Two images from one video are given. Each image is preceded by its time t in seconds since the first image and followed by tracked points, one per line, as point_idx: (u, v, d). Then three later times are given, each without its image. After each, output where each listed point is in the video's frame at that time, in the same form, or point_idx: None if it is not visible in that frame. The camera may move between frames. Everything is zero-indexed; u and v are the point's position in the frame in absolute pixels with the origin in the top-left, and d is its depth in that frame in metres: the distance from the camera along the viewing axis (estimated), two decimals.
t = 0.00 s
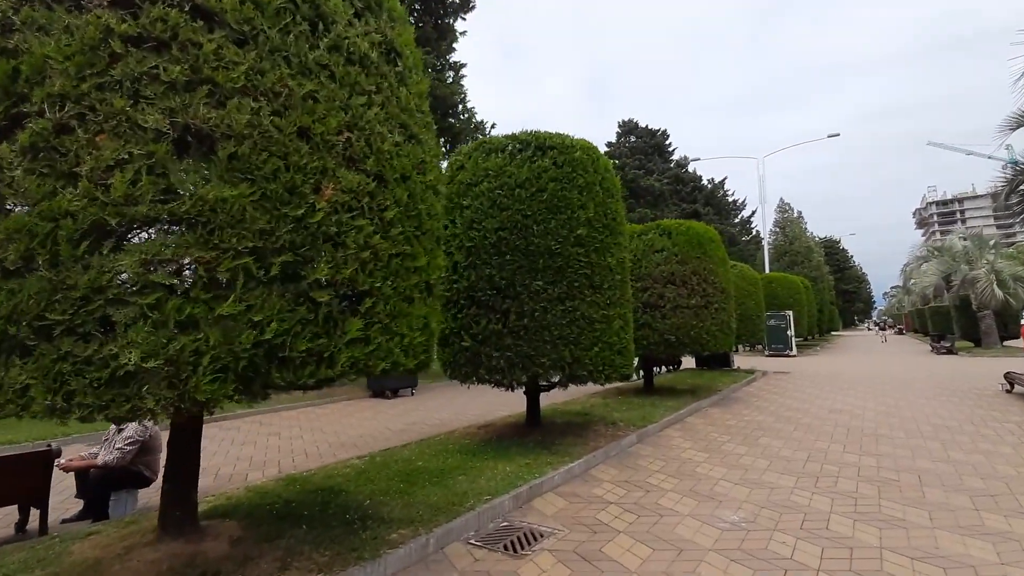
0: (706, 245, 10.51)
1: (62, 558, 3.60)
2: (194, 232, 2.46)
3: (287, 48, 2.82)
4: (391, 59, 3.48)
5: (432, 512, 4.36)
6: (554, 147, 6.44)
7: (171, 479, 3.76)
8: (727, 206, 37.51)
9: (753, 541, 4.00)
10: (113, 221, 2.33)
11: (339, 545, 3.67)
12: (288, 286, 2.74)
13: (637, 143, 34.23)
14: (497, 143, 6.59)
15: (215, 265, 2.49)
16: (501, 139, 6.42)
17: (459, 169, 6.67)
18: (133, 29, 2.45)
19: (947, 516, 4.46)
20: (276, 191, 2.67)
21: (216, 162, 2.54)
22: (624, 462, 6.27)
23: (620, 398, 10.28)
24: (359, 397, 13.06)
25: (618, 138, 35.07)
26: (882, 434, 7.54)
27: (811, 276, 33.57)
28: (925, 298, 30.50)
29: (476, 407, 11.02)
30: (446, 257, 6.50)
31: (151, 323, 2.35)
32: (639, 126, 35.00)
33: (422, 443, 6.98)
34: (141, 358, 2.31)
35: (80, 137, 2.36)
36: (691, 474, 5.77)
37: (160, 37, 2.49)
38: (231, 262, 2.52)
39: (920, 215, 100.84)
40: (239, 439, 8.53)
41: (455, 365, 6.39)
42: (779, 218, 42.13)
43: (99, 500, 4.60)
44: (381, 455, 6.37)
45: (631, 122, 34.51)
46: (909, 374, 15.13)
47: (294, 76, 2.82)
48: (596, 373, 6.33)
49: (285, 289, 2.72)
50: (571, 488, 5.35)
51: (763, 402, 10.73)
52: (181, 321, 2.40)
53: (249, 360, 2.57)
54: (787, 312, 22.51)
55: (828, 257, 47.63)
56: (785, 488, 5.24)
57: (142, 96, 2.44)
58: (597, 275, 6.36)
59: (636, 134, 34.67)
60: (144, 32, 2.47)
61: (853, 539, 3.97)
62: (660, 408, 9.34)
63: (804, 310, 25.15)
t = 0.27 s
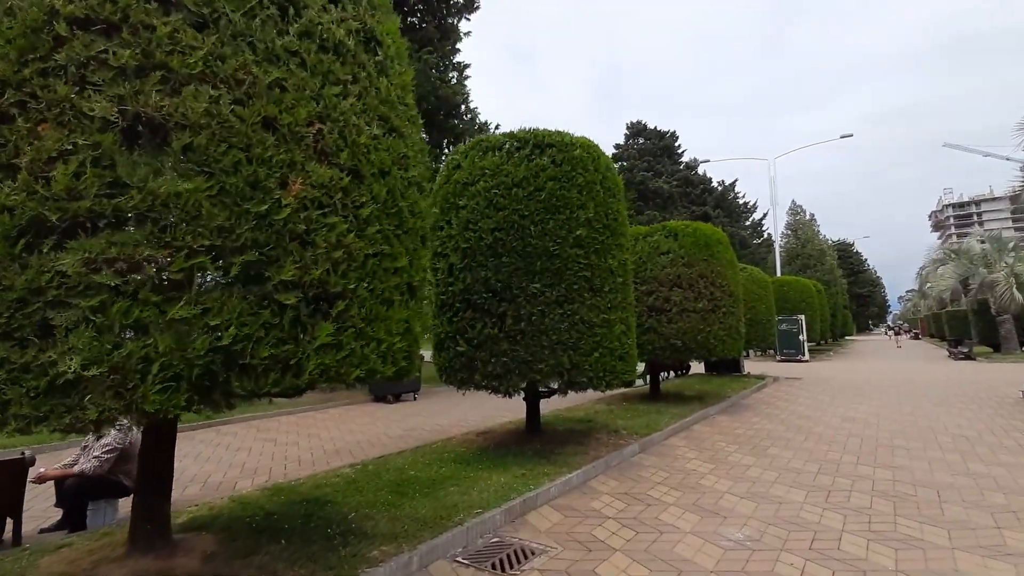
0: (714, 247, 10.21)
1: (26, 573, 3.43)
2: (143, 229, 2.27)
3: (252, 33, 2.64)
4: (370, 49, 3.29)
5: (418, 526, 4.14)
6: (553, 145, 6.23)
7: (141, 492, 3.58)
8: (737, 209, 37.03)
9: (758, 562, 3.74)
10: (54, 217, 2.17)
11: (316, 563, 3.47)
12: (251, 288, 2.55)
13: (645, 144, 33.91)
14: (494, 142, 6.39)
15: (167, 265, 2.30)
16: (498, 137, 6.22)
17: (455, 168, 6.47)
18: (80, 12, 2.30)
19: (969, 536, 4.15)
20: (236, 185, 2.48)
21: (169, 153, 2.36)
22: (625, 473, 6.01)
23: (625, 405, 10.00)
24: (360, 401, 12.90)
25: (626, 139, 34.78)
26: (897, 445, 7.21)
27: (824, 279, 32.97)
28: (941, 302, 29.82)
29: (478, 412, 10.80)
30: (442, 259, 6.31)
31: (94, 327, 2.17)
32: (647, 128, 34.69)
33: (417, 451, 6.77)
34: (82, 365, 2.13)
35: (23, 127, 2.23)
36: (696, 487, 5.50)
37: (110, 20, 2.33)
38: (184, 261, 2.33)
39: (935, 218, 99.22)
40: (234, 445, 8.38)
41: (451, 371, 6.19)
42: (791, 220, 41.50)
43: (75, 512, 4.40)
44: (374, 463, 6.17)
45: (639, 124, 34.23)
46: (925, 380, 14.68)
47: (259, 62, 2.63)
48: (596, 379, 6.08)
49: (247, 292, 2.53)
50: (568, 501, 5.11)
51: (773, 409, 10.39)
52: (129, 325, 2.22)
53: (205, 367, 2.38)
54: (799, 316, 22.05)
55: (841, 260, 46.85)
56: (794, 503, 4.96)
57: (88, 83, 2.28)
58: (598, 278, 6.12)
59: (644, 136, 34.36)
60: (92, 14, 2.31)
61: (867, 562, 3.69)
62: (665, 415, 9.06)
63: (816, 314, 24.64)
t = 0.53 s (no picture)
0: (717, 248, 9.97)
1: None
2: (79, 221, 2.13)
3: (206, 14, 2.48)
4: (341, 35, 3.11)
5: (399, 538, 3.94)
6: (546, 142, 6.04)
7: (105, 501, 3.41)
8: (742, 210, 36.69)
9: None
10: None
11: None
12: (202, 286, 2.38)
13: (649, 146, 33.69)
14: (486, 138, 6.20)
15: (106, 261, 2.15)
16: (490, 134, 6.04)
17: (446, 165, 6.29)
18: None
19: (981, 553, 3.92)
20: (186, 175, 2.31)
21: (110, 141, 2.20)
22: (621, 480, 5.79)
23: (624, 409, 9.78)
24: (358, 404, 12.73)
25: (630, 141, 34.57)
26: (906, 452, 6.95)
27: (831, 282, 32.58)
28: (950, 304, 29.36)
29: (475, 416, 10.60)
30: (432, 259, 6.13)
31: (24, 327, 2.04)
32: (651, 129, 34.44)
33: (407, 457, 6.57)
34: (10, 366, 2.01)
35: None
36: (694, 496, 5.28)
37: None
38: (125, 255, 2.17)
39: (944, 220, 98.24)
40: (225, 450, 8.22)
41: (441, 375, 6.00)
42: (797, 222, 41.11)
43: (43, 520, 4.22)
44: (362, 469, 5.98)
45: (643, 125, 34.00)
46: (934, 384, 14.35)
47: (214, 45, 2.47)
48: (591, 384, 5.87)
49: (198, 290, 2.36)
50: (560, 511, 4.90)
51: (777, 413, 10.13)
52: (62, 326, 2.08)
53: (147, 372, 2.21)
54: (805, 319, 21.73)
55: (848, 262, 46.37)
56: (797, 515, 4.73)
57: (23, 65, 2.14)
58: (593, 279, 5.90)
59: (648, 137, 34.15)
60: None
61: None
62: (666, 420, 8.82)
63: (823, 317, 24.28)
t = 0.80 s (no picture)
0: (719, 249, 9.72)
1: None
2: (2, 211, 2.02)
3: None
4: (306, 19, 2.95)
5: (375, 551, 3.73)
6: (539, 138, 5.85)
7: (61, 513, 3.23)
8: (749, 212, 36.28)
9: None
10: None
11: None
12: (143, 284, 2.22)
13: (654, 147, 33.42)
14: (477, 135, 6.02)
15: (31, 255, 2.03)
16: (481, 130, 5.86)
17: (436, 163, 6.12)
18: None
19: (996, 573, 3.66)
20: (123, 162, 2.17)
21: (39, 128, 2.09)
22: (616, 489, 5.56)
23: (624, 414, 9.54)
24: (355, 407, 12.56)
25: (634, 142, 34.32)
26: (915, 461, 6.67)
27: (839, 284, 32.11)
28: (962, 307, 28.83)
29: (472, 420, 10.39)
30: (422, 259, 5.95)
31: None
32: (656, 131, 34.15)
33: (397, 463, 6.38)
34: None
35: None
36: (691, 507, 5.04)
37: None
38: (52, 248, 2.05)
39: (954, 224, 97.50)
40: (215, 454, 8.06)
41: (430, 379, 5.79)
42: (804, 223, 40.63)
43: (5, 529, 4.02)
44: (347, 476, 5.79)
45: (648, 126, 33.73)
46: (945, 388, 13.98)
47: (157, 25, 2.34)
48: (585, 389, 5.64)
49: (138, 289, 2.20)
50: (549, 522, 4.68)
51: (782, 419, 9.85)
52: None
53: (78, 376, 2.06)
54: (812, 321, 21.35)
55: (856, 265, 45.83)
56: (799, 529, 4.49)
57: None
58: (587, 280, 5.68)
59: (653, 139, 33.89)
60: None
61: None
62: (666, 425, 8.57)
63: (831, 320, 23.87)
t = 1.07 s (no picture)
0: (723, 248, 9.49)
1: None
2: None
3: None
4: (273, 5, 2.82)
5: (356, 565, 3.56)
6: (533, 135, 5.67)
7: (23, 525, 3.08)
8: (756, 212, 35.88)
9: None
10: None
11: None
12: (85, 285, 2.08)
13: (659, 147, 33.13)
14: (471, 131, 5.85)
15: None
16: (473, 127, 5.69)
17: (429, 161, 5.95)
18: None
19: None
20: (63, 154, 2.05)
21: None
22: (614, 497, 5.36)
23: (626, 417, 9.32)
24: (354, 410, 12.42)
25: (640, 142, 34.05)
26: (927, 468, 6.41)
27: (849, 284, 31.62)
28: (975, 308, 28.27)
29: (471, 422, 10.21)
30: (413, 260, 5.79)
31: None
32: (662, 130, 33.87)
33: (389, 468, 6.21)
34: None
35: None
36: (690, 517, 4.84)
37: None
38: None
39: (967, 223, 96.14)
40: (208, 458, 7.95)
41: (422, 382, 5.62)
42: (813, 223, 40.12)
43: None
44: (337, 482, 5.63)
45: (653, 126, 33.45)
46: (959, 391, 13.61)
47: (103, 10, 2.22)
48: (581, 393, 5.44)
49: (80, 290, 2.07)
50: (542, 533, 4.49)
51: (789, 423, 9.59)
52: None
53: (12, 383, 1.94)
54: (820, 322, 21.00)
55: (866, 265, 45.25)
56: (804, 542, 4.27)
57: None
58: (583, 280, 5.48)
59: (658, 138, 33.62)
60: None
61: None
62: (669, 430, 8.35)
63: (840, 321, 23.46)
